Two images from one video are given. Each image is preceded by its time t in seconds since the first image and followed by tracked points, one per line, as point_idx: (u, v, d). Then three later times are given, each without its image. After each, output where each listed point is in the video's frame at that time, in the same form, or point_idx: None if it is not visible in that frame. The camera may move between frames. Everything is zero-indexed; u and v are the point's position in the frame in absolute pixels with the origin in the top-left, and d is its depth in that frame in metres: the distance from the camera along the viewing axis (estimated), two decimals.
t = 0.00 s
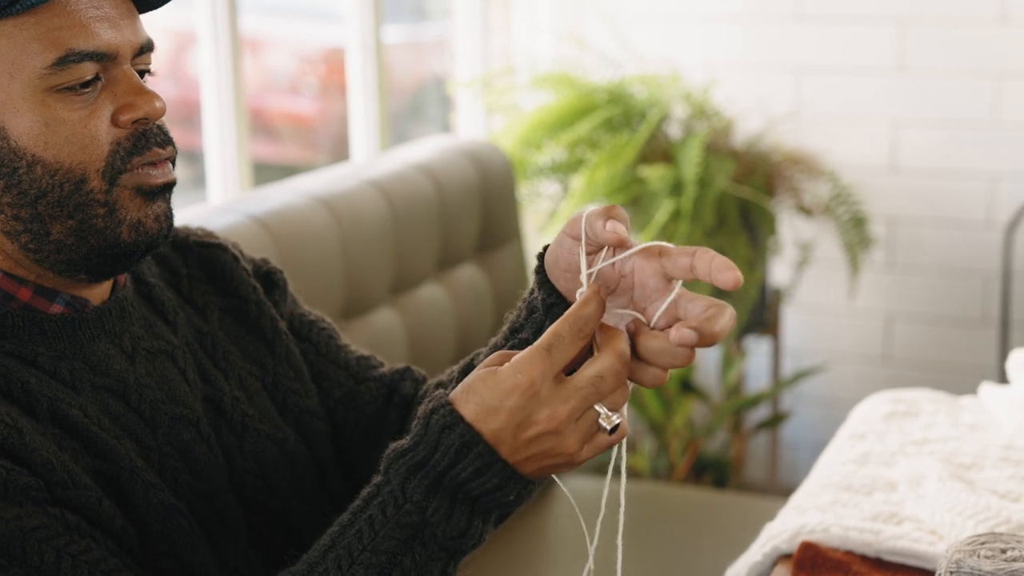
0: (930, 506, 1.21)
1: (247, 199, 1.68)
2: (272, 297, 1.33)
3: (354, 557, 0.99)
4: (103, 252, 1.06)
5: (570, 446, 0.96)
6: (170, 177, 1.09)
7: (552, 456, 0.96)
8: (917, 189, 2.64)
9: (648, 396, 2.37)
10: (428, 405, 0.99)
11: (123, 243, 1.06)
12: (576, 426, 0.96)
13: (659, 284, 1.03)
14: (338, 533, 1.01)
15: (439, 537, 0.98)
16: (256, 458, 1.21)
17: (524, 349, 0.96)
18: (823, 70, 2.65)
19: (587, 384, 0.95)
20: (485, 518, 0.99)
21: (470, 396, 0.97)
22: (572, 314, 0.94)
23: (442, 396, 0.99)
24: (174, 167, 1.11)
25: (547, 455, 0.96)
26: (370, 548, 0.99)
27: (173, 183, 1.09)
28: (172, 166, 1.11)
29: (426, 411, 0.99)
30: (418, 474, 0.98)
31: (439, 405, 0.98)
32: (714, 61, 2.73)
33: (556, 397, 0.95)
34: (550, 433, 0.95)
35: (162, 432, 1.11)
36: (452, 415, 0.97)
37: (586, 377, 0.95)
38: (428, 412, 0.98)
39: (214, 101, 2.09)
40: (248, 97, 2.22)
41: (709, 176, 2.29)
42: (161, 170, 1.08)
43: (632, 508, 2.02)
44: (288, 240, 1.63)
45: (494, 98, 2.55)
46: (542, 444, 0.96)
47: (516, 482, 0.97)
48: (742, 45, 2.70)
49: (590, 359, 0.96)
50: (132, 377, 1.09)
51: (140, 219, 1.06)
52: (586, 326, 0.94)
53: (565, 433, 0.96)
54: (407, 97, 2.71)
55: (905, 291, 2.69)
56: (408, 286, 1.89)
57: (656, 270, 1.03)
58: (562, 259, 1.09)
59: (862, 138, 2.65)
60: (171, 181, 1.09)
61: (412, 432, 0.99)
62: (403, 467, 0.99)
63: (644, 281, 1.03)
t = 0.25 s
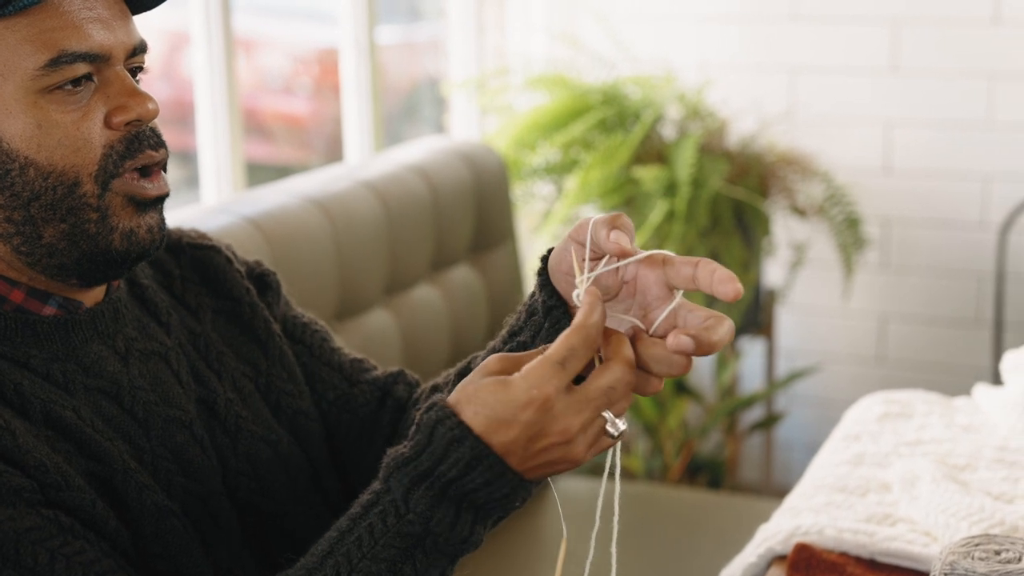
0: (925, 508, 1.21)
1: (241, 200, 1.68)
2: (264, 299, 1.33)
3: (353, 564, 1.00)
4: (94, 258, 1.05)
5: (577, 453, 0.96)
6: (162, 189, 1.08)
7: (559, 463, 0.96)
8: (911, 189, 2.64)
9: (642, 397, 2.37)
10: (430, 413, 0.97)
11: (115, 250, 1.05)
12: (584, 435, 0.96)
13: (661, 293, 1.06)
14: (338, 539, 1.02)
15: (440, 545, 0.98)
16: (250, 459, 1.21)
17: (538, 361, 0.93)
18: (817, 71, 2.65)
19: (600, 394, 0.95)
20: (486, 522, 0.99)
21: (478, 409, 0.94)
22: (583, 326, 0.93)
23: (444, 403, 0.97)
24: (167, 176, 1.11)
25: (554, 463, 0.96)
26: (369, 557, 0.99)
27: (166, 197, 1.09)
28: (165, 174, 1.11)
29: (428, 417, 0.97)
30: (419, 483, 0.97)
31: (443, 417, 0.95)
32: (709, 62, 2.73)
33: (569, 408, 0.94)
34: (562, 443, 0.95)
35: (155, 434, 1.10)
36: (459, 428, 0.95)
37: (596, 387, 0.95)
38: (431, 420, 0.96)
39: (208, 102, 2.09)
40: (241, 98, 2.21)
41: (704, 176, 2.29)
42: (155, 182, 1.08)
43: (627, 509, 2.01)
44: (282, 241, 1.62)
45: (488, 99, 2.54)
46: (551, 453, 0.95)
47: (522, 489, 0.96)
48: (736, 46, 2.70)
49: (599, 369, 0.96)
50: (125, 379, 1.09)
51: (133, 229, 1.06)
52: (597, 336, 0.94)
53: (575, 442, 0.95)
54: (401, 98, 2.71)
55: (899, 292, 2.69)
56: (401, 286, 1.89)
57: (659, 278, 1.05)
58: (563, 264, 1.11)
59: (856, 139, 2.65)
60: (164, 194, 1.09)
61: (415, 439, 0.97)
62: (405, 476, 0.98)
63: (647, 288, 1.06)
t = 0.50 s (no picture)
0: (920, 508, 1.21)
1: (236, 200, 1.68)
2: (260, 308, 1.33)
3: (382, 564, 0.96)
4: (92, 255, 1.04)
5: (613, 449, 0.97)
6: (160, 183, 1.07)
7: (595, 458, 0.97)
8: (906, 189, 2.64)
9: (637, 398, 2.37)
10: (469, 417, 0.94)
11: (113, 246, 1.05)
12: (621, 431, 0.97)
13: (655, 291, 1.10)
14: (364, 536, 0.97)
15: (474, 547, 0.95)
16: (246, 460, 1.20)
17: (592, 365, 0.91)
18: (811, 71, 2.66)
19: (647, 397, 0.96)
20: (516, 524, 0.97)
21: (524, 412, 0.93)
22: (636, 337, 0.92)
23: (485, 404, 0.94)
24: (164, 172, 1.10)
25: (591, 459, 0.97)
26: (401, 557, 0.95)
27: (163, 189, 1.08)
28: (162, 170, 1.10)
29: (471, 419, 0.94)
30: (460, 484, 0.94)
31: (488, 422, 0.93)
32: (703, 62, 2.73)
33: (617, 412, 0.94)
34: (604, 442, 0.95)
35: (152, 435, 1.10)
36: (507, 434, 0.93)
37: (643, 390, 0.95)
38: (475, 423, 0.94)
39: (202, 102, 2.08)
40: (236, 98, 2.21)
41: (698, 177, 2.29)
42: (152, 175, 1.07)
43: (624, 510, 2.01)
44: (277, 242, 1.62)
45: (483, 99, 2.54)
46: (591, 451, 0.96)
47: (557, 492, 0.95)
48: (731, 46, 2.70)
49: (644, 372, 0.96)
50: (121, 379, 1.09)
51: (131, 224, 1.05)
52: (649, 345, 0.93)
53: (615, 439, 0.96)
54: (395, 99, 2.71)
55: (894, 291, 2.70)
56: (396, 286, 1.89)
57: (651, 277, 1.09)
58: (557, 281, 1.11)
59: (850, 139, 2.66)
60: (162, 187, 1.08)
61: (454, 440, 0.94)
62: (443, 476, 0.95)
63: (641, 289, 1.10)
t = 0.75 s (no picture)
0: (916, 508, 1.21)
1: (231, 201, 1.68)
2: (263, 320, 1.33)
3: (421, 548, 0.97)
4: (93, 258, 1.05)
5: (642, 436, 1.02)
6: (161, 193, 1.08)
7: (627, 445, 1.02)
8: (901, 189, 2.65)
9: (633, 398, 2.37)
10: (514, 408, 0.96)
11: (115, 252, 1.05)
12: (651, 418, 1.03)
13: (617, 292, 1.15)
14: (403, 519, 0.98)
15: (511, 536, 0.95)
16: (242, 463, 1.20)
17: (634, 356, 0.97)
18: (806, 72, 2.66)
19: (678, 385, 1.02)
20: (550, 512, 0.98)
21: (570, 402, 0.97)
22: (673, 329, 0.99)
23: (529, 396, 0.97)
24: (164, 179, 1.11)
25: (623, 446, 1.01)
26: (440, 543, 0.96)
27: (165, 200, 1.08)
28: (162, 175, 1.11)
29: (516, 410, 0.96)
30: (504, 473, 0.95)
31: (534, 413, 0.96)
32: (698, 63, 2.73)
33: (654, 399, 1.00)
34: (639, 429, 1.00)
35: (151, 434, 1.10)
36: (554, 424, 0.95)
37: (675, 379, 1.02)
38: (523, 412, 0.96)
39: (198, 103, 2.08)
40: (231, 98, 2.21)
41: (694, 177, 2.29)
42: (154, 185, 1.07)
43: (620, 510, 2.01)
44: (273, 242, 1.62)
45: (478, 99, 2.54)
46: (625, 439, 1.00)
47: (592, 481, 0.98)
48: (726, 46, 2.70)
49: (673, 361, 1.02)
50: (121, 378, 1.09)
51: (134, 231, 1.06)
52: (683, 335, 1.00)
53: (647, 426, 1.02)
54: (390, 99, 2.71)
55: (889, 291, 2.70)
56: (392, 288, 1.88)
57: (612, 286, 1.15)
58: (539, 309, 1.12)
59: (845, 139, 2.66)
60: (163, 198, 1.08)
61: (498, 429, 0.96)
62: (487, 465, 0.95)
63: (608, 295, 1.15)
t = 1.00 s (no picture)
0: (913, 506, 1.21)
1: (228, 201, 1.67)
2: (267, 323, 1.33)
3: (424, 548, 0.97)
4: (97, 255, 1.05)
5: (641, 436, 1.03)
6: (164, 188, 1.08)
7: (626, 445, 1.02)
8: (897, 189, 2.65)
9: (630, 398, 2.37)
10: (517, 409, 0.96)
11: (119, 249, 1.05)
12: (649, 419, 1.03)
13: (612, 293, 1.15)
14: (405, 519, 0.98)
15: (513, 537, 0.96)
16: (242, 464, 1.20)
17: (638, 358, 0.98)
18: (803, 71, 2.66)
19: (678, 386, 1.03)
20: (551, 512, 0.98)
21: (574, 404, 0.97)
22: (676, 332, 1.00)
23: (532, 396, 0.97)
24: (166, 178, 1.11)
25: (622, 447, 1.02)
26: (442, 543, 0.96)
27: (168, 194, 1.09)
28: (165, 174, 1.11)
29: (518, 411, 0.96)
30: (507, 475, 0.95)
31: (537, 413, 0.95)
32: (694, 62, 2.74)
33: (654, 401, 1.00)
34: (638, 430, 1.01)
35: (151, 434, 1.10)
36: (557, 426, 0.95)
37: (676, 381, 1.02)
38: (526, 413, 0.96)
39: (196, 102, 2.08)
40: (228, 98, 2.21)
41: (690, 177, 2.29)
42: (156, 179, 1.08)
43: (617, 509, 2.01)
44: (270, 242, 1.62)
45: (474, 99, 2.54)
46: (625, 439, 1.01)
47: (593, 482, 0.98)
48: (723, 46, 2.71)
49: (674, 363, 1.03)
50: (121, 377, 1.09)
51: (136, 227, 1.06)
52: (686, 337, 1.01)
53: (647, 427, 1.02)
54: (386, 99, 2.71)
55: (886, 290, 2.71)
56: (389, 288, 1.88)
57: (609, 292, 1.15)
58: (535, 321, 1.11)
59: (842, 138, 2.66)
60: (166, 193, 1.09)
61: (501, 430, 0.96)
62: (490, 466, 0.96)
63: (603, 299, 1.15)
